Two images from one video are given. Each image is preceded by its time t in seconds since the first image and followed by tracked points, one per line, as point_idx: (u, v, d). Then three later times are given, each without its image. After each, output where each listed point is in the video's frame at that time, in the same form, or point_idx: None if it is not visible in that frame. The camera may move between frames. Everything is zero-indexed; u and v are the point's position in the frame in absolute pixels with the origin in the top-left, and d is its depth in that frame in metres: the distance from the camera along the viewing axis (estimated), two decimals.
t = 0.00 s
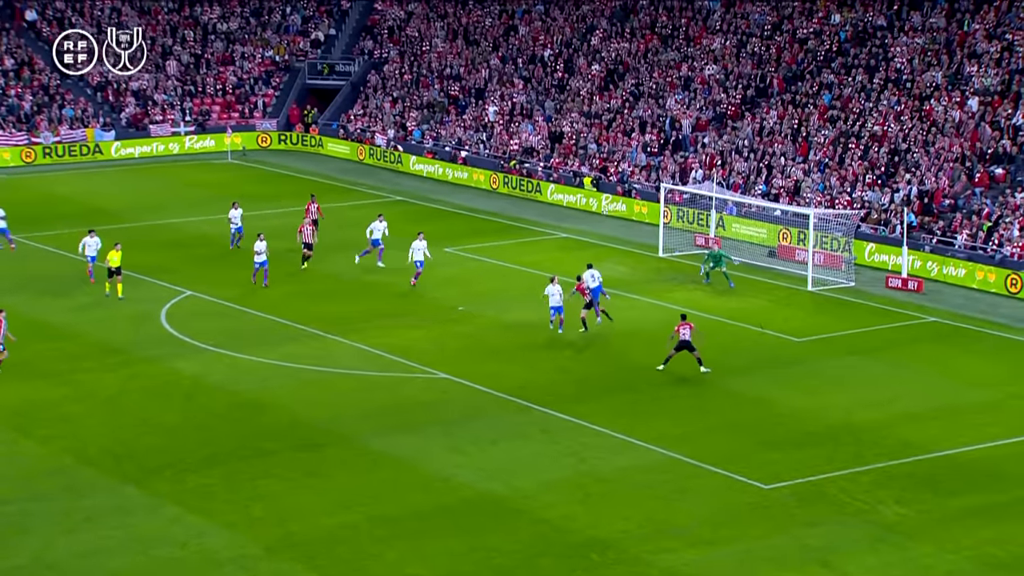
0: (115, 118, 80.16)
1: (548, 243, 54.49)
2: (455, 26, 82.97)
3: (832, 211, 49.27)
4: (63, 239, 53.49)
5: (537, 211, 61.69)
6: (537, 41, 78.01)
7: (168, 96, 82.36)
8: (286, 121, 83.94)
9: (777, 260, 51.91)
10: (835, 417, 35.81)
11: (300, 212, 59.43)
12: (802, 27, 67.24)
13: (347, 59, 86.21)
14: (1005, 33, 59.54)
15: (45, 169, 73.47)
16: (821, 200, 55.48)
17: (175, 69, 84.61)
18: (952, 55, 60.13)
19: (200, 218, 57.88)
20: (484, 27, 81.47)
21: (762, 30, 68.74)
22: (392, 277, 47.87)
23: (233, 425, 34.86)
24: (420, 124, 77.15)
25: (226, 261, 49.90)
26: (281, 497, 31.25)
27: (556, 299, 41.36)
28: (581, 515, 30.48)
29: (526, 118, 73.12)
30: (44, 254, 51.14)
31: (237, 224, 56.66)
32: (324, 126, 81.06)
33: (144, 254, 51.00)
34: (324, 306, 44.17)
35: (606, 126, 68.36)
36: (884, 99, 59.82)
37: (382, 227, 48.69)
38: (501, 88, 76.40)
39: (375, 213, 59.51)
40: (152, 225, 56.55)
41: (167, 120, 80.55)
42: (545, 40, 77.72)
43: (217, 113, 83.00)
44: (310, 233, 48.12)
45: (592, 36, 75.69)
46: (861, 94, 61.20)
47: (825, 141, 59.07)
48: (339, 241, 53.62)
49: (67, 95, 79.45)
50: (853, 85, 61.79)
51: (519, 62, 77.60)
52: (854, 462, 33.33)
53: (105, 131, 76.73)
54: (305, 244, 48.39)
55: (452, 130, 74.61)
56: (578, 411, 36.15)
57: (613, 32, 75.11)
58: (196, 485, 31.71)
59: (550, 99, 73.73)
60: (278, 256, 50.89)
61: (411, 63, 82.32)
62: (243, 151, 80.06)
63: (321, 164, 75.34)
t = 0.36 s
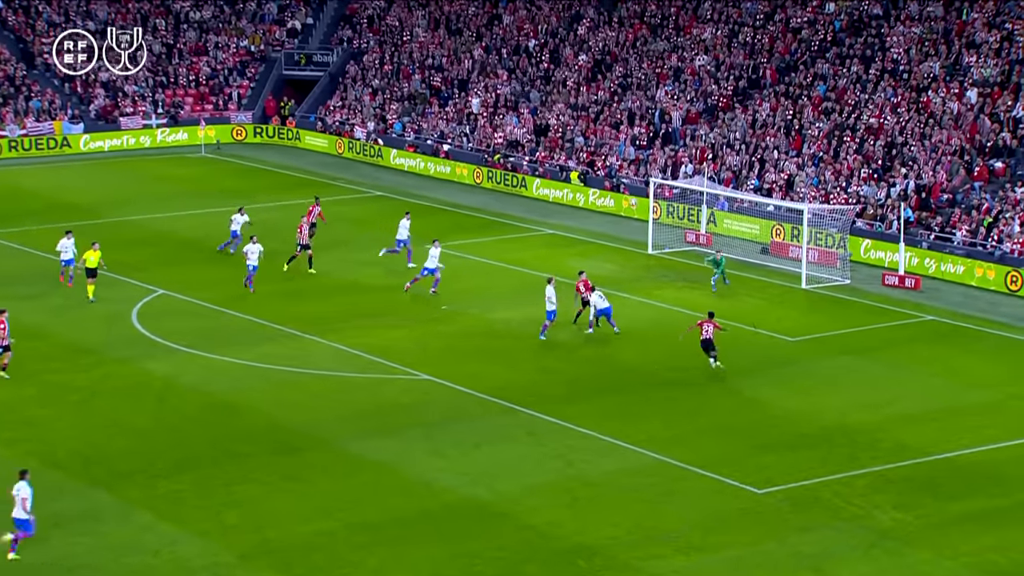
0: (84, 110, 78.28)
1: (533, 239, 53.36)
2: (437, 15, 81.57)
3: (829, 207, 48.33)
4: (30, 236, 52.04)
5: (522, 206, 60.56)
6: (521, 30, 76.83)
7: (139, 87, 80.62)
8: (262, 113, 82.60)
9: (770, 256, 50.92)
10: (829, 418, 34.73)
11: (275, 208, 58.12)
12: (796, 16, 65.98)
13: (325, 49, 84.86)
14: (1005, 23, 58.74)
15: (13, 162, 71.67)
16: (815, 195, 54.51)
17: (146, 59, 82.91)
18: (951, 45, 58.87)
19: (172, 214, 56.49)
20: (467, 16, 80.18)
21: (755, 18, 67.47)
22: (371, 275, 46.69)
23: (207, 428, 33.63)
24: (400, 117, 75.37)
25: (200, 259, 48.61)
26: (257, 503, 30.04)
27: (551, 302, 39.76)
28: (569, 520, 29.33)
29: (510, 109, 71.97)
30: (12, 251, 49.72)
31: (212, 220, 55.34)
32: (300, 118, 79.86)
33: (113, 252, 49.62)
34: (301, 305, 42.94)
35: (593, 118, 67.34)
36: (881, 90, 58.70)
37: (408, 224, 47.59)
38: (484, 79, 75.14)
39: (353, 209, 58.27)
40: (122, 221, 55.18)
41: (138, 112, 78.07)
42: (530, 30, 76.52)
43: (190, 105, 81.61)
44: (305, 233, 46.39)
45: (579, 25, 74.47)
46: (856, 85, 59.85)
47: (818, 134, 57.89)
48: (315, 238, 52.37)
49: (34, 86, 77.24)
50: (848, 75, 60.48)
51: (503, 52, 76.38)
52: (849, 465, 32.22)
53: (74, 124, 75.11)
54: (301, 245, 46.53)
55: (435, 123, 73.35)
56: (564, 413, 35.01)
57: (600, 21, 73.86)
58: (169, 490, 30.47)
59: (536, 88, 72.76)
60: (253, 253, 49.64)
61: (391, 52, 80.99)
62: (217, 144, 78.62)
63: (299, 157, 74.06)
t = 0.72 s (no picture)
0: (56, 102, 76.73)
1: (522, 235, 52.30)
2: (423, 4, 80.25)
3: (825, 203, 47.85)
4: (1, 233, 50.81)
5: (510, 202, 59.47)
6: (508, 18, 75.73)
7: (114, 79, 79.10)
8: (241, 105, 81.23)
9: (766, 253, 49.96)
10: (826, 420, 33.71)
11: (253, 204, 56.99)
12: (793, 5, 64.84)
13: (307, 40, 83.45)
14: (1007, 12, 57.06)
15: None
16: (813, 189, 53.52)
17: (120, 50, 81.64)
18: (951, 35, 57.75)
19: (147, 210, 55.34)
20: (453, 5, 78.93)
21: (750, 8, 66.29)
22: (353, 273, 45.60)
23: (184, 431, 32.51)
24: (385, 108, 74.53)
25: (177, 257, 47.44)
26: (236, 508, 28.93)
27: (552, 309, 38.22)
28: (560, 527, 28.24)
29: (498, 101, 70.88)
30: None
31: (191, 216, 54.15)
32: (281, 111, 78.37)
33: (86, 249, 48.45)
34: (282, 304, 41.80)
35: (583, 111, 66.40)
36: (880, 82, 57.70)
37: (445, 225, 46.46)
38: (471, 70, 73.97)
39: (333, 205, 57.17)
40: (95, 217, 54.01)
41: (113, 104, 77.21)
42: (518, 19, 75.38)
43: (167, 96, 80.22)
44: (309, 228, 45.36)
45: (569, 15, 73.33)
46: (856, 77, 58.91)
47: (816, 128, 57.11)
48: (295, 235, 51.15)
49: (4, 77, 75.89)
50: (847, 66, 59.55)
51: (491, 41, 75.23)
52: (848, 469, 31.19)
53: (46, 116, 73.54)
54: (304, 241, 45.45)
55: (420, 115, 72.13)
56: (553, 415, 33.93)
57: (591, 10, 72.67)
58: (146, 495, 29.35)
59: (526, 80, 71.74)
60: (230, 251, 48.52)
61: (375, 42, 79.71)
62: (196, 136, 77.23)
63: (281, 151, 72.84)
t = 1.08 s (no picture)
0: (25, 94, 75.09)
1: (505, 232, 51.29)
2: None
3: (819, 199, 46.87)
4: None
5: (493, 197, 58.44)
6: (492, 7, 74.72)
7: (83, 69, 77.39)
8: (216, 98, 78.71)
9: (758, 251, 49.23)
10: (818, 422, 32.81)
11: (230, 200, 55.85)
12: None
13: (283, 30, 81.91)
14: (1006, 2, 56.75)
15: None
16: (806, 184, 52.59)
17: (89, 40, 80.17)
18: (948, 26, 57.02)
19: (119, 207, 54.14)
20: None
21: None
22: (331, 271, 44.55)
23: (157, 435, 31.46)
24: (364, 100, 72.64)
25: (149, 255, 46.33)
26: (211, 513, 27.91)
27: (567, 308, 37.01)
28: (546, 532, 27.29)
29: (481, 93, 69.68)
30: None
31: (166, 213, 52.98)
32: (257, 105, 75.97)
33: (56, 247, 47.27)
34: (259, 304, 40.67)
35: (566, 102, 65.63)
36: (874, 73, 56.76)
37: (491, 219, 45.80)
38: (453, 61, 72.77)
39: (313, 201, 56.07)
40: (65, 214, 52.76)
41: (82, 96, 75.58)
42: (502, 8, 74.33)
43: (139, 88, 78.22)
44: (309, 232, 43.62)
45: (554, 5, 72.25)
46: (848, 68, 57.78)
47: (808, 120, 56.02)
48: (271, 232, 49.98)
49: None
50: (840, 58, 58.65)
51: (474, 31, 74.13)
52: (842, 472, 30.28)
53: (13, 109, 72.21)
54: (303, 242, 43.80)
55: (400, 106, 70.92)
56: (539, 417, 32.97)
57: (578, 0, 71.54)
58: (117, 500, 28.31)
59: (510, 71, 70.69)
60: (205, 248, 47.41)
61: (354, 32, 78.30)
62: (168, 129, 75.80)
63: (259, 145, 71.67)
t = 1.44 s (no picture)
0: None
1: (478, 230, 50.64)
2: None
3: (799, 194, 46.31)
4: None
5: (466, 195, 57.80)
6: None
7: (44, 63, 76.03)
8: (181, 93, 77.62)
9: (736, 249, 49.06)
10: (796, 422, 32.32)
11: (198, 198, 55.01)
12: None
13: (250, 23, 80.91)
14: None
15: None
16: (783, 180, 51.95)
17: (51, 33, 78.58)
18: (926, 20, 56.65)
19: (84, 205, 53.22)
20: None
21: None
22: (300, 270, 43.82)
23: (122, 438, 30.72)
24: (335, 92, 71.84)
25: (115, 254, 45.49)
26: (177, 518, 27.19)
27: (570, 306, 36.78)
28: (521, 536, 26.69)
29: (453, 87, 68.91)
30: None
31: (133, 212, 52.10)
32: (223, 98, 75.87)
33: (19, 247, 46.37)
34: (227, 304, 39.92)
35: (539, 94, 65.16)
36: (852, 68, 56.39)
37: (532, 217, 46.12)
38: (425, 55, 71.98)
39: (283, 199, 55.27)
40: (29, 213, 51.82)
41: (43, 90, 74.20)
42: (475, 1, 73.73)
43: (102, 84, 77.28)
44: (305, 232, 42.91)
45: None
46: (826, 63, 57.27)
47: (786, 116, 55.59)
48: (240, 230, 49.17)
49: None
50: (817, 52, 58.23)
51: (446, 23, 73.44)
52: (820, 473, 29.79)
53: None
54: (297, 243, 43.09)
55: (370, 99, 70.13)
56: (512, 419, 32.36)
57: None
58: (82, 506, 27.58)
59: (480, 63, 69.97)
60: (172, 247, 46.59)
61: (323, 25, 77.35)
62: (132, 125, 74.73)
63: (228, 142, 70.76)
